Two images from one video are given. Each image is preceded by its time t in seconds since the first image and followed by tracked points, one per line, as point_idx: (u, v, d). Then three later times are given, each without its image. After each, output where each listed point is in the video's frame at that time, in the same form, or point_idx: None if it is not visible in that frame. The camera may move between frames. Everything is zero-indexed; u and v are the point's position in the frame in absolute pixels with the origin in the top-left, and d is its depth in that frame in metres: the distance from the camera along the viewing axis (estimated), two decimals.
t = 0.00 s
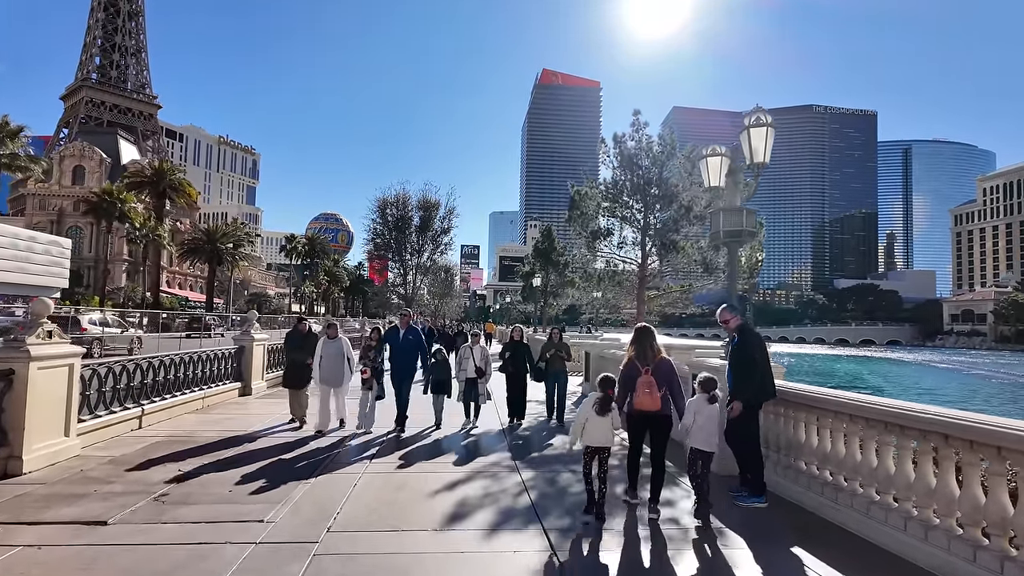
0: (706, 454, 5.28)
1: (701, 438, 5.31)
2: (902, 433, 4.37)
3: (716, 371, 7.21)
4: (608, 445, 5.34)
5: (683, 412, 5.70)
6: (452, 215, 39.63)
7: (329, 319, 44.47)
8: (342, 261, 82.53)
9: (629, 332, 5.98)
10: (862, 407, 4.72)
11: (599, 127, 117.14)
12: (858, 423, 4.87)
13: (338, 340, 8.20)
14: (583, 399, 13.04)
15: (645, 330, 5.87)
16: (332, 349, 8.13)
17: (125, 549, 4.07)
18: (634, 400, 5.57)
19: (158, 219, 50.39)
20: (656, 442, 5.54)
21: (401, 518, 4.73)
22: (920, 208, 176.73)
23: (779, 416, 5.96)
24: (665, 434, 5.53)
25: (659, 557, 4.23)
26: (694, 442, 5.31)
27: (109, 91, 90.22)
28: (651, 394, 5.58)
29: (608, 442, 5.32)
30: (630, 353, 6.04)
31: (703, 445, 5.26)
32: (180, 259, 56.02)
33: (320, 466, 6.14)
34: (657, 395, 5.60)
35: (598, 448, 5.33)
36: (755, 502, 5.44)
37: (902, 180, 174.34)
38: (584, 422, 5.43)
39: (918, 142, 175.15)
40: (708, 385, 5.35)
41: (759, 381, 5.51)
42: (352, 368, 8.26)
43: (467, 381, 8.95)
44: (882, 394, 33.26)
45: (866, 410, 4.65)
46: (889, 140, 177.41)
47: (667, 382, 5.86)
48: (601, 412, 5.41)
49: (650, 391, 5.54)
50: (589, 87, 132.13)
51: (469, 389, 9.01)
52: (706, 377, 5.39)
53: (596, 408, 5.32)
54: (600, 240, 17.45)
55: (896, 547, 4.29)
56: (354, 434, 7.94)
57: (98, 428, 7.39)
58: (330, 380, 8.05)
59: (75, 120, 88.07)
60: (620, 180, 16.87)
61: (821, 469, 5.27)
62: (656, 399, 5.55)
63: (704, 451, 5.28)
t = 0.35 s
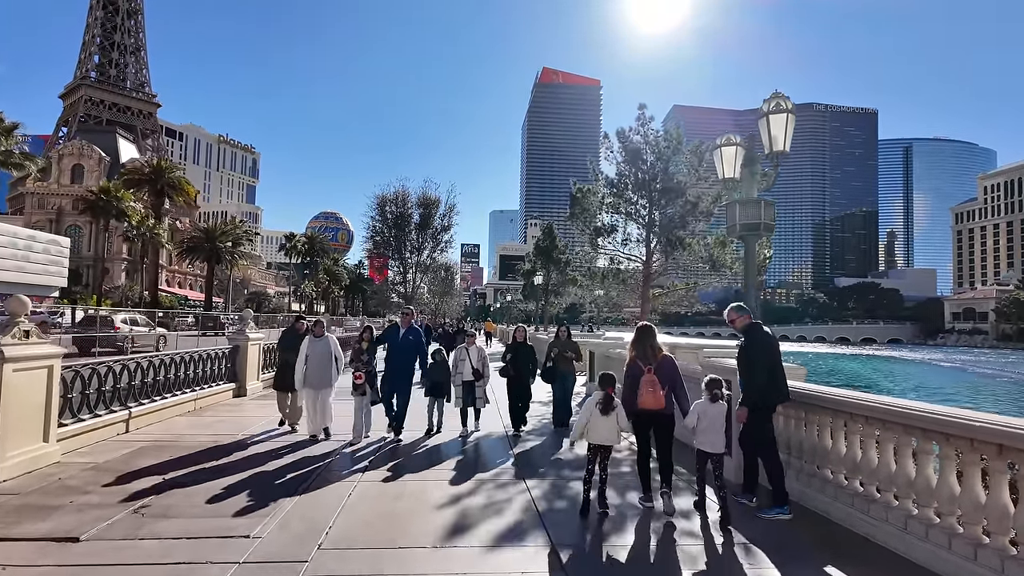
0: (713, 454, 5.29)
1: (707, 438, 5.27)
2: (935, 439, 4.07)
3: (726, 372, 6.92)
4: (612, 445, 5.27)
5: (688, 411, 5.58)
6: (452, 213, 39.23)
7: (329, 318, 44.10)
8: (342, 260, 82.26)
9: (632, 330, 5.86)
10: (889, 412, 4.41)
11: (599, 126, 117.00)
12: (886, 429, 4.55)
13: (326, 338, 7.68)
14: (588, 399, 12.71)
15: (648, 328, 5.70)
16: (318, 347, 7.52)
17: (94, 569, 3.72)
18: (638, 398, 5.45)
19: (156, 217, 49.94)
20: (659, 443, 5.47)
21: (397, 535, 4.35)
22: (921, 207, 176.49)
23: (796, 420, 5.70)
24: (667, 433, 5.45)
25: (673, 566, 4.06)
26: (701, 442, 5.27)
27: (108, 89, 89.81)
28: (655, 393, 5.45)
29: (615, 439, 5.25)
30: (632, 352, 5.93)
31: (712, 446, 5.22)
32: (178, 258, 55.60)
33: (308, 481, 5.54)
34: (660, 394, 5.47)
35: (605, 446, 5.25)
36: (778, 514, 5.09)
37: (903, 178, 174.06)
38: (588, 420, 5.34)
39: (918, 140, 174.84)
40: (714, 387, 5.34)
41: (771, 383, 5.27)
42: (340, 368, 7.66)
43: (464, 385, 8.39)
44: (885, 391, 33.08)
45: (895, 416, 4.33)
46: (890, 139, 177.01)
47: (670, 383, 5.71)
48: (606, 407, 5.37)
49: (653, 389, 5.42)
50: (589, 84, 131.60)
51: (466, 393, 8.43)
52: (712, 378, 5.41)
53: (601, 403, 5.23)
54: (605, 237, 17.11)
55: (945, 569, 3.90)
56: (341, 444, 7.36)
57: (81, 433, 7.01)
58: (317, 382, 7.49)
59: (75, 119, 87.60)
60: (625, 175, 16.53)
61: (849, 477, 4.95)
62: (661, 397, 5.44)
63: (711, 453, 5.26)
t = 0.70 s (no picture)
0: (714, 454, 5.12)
1: (708, 436, 5.15)
2: (972, 446, 3.66)
3: (728, 373, 6.58)
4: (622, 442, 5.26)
5: (689, 409, 5.45)
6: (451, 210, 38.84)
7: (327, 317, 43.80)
8: (341, 259, 82.00)
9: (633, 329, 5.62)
10: (920, 415, 4.00)
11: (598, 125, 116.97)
12: (913, 434, 4.14)
13: (312, 341, 7.32)
14: (590, 399, 12.43)
15: (648, 326, 5.47)
16: (303, 350, 7.17)
17: None
18: (643, 396, 5.23)
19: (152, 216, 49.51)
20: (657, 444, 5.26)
21: (387, 551, 4.00)
22: (920, 205, 176.31)
23: (813, 423, 5.28)
24: (666, 427, 5.28)
25: None
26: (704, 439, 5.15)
27: (106, 89, 89.46)
28: (659, 391, 5.21)
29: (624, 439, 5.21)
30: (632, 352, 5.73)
31: (712, 442, 5.10)
32: (176, 257, 55.17)
33: (290, 494, 5.13)
34: (665, 392, 5.24)
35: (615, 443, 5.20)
36: (793, 520, 4.66)
37: (902, 176, 173.85)
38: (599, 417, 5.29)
39: (918, 138, 174.68)
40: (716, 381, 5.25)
41: (774, 385, 4.99)
42: (326, 373, 7.30)
43: (458, 387, 7.88)
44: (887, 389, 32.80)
45: (927, 420, 3.91)
46: (889, 137, 176.72)
47: (671, 381, 5.55)
48: (620, 409, 5.27)
49: (658, 387, 5.20)
50: (588, 83, 131.70)
51: (462, 395, 7.92)
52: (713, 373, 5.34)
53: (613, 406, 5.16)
54: (607, 234, 16.80)
55: None
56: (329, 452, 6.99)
57: (57, 438, 6.65)
58: (302, 386, 7.10)
59: (73, 119, 87.18)
60: (628, 170, 16.19)
61: (875, 486, 4.52)
62: (665, 396, 5.18)
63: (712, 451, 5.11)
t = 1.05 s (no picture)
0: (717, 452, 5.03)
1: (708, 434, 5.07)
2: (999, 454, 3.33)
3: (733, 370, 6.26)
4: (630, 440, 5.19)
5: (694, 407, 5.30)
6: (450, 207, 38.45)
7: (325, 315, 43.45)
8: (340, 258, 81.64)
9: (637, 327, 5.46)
10: (939, 420, 3.67)
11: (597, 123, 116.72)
12: (936, 440, 3.78)
13: (296, 342, 6.91)
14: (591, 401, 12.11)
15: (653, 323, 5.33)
16: (285, 352, 6.77)
17: None
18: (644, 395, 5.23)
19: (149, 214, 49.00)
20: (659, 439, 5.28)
21: (369, 570, 3.71)
22: (920, 202, 175.97)
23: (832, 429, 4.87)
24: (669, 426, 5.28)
25: None
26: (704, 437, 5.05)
27: (104, 88, 88.92)
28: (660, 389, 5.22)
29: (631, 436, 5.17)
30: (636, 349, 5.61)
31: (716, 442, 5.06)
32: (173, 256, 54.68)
33: (268, 509, 4.80)
34: (664, 389, 5.24)
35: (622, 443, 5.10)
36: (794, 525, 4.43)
37: (903, 174, 173.51)
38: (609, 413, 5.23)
39: (918, 136, 174.36)
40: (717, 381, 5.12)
41: (778, 387, 4.69)
42: (308, 378, 6.89)
43: (449, 392, 7.44)
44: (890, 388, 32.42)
45: (949, 426, 3.58)
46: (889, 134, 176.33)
47: (673, 377, 5.46)
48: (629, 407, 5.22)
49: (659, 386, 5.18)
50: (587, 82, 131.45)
51: (453, 401, 7.49)
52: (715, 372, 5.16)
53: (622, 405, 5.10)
54: (609, 231, 16.42)
55: None
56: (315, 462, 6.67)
57: (27, 447, 6.26)
58: (279, 393, 6.68)
59: (70, 117, 86.58)
60: (631, 165, 15.77)
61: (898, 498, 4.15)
62: (666, 393, 5.21)
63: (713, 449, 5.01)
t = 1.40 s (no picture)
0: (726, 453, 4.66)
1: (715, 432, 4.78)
2: None
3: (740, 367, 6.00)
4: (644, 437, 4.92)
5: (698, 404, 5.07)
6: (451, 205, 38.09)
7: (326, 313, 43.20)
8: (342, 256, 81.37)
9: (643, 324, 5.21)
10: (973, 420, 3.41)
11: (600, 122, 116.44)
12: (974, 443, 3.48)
13: (283, 341, 6.58)
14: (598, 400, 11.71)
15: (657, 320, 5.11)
16: (269, 352, 6.41)
17: None
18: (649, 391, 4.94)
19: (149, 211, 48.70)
20: (670, 439, 5.04)
21: None
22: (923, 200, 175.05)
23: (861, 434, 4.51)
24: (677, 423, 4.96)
25: None
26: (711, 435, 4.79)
27: (106, 85, 88.62)
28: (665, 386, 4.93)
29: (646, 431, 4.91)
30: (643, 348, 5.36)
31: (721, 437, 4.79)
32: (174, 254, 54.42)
33: (254, 519, 4.50)
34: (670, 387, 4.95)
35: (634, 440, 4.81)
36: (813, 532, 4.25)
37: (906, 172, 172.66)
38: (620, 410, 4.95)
39: (922, 133, 173.51)
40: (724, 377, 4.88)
41: (793, 383, 4.37)
42: (297, 378, 6.54)
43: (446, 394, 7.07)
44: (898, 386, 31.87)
45: (988, 427, 3.31)
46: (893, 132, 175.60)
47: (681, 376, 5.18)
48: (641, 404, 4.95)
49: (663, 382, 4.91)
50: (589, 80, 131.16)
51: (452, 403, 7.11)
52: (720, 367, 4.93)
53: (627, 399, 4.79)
54: (614, 226, 16.07)
55: None
56: (308, 466, 6.35)
57: (7, 448, 5.94)
58: (266, 395, 6.33)
59: (72, 115, 86.29)
60: (638, 157, 15.40)
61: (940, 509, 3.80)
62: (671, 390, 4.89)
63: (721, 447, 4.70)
